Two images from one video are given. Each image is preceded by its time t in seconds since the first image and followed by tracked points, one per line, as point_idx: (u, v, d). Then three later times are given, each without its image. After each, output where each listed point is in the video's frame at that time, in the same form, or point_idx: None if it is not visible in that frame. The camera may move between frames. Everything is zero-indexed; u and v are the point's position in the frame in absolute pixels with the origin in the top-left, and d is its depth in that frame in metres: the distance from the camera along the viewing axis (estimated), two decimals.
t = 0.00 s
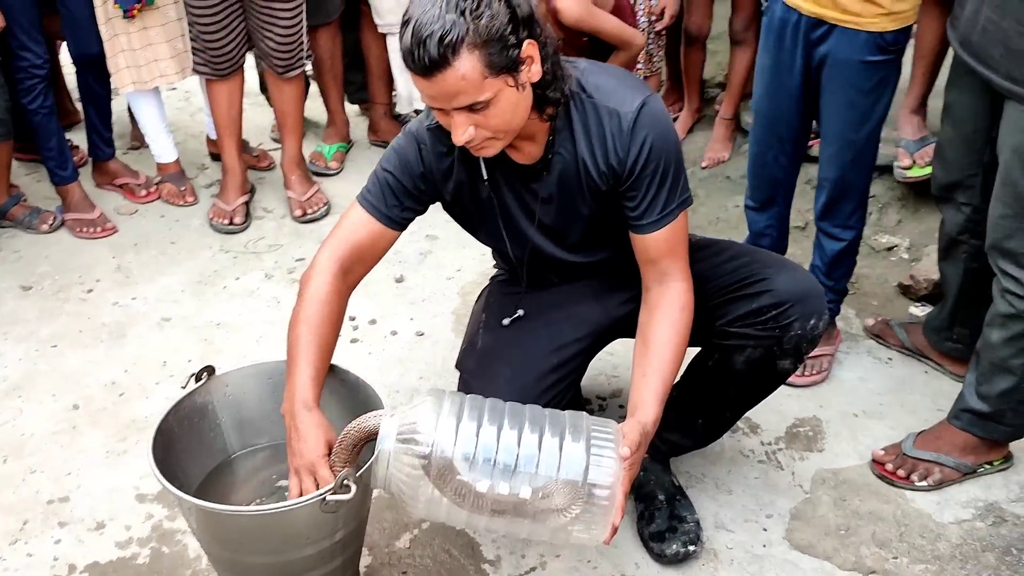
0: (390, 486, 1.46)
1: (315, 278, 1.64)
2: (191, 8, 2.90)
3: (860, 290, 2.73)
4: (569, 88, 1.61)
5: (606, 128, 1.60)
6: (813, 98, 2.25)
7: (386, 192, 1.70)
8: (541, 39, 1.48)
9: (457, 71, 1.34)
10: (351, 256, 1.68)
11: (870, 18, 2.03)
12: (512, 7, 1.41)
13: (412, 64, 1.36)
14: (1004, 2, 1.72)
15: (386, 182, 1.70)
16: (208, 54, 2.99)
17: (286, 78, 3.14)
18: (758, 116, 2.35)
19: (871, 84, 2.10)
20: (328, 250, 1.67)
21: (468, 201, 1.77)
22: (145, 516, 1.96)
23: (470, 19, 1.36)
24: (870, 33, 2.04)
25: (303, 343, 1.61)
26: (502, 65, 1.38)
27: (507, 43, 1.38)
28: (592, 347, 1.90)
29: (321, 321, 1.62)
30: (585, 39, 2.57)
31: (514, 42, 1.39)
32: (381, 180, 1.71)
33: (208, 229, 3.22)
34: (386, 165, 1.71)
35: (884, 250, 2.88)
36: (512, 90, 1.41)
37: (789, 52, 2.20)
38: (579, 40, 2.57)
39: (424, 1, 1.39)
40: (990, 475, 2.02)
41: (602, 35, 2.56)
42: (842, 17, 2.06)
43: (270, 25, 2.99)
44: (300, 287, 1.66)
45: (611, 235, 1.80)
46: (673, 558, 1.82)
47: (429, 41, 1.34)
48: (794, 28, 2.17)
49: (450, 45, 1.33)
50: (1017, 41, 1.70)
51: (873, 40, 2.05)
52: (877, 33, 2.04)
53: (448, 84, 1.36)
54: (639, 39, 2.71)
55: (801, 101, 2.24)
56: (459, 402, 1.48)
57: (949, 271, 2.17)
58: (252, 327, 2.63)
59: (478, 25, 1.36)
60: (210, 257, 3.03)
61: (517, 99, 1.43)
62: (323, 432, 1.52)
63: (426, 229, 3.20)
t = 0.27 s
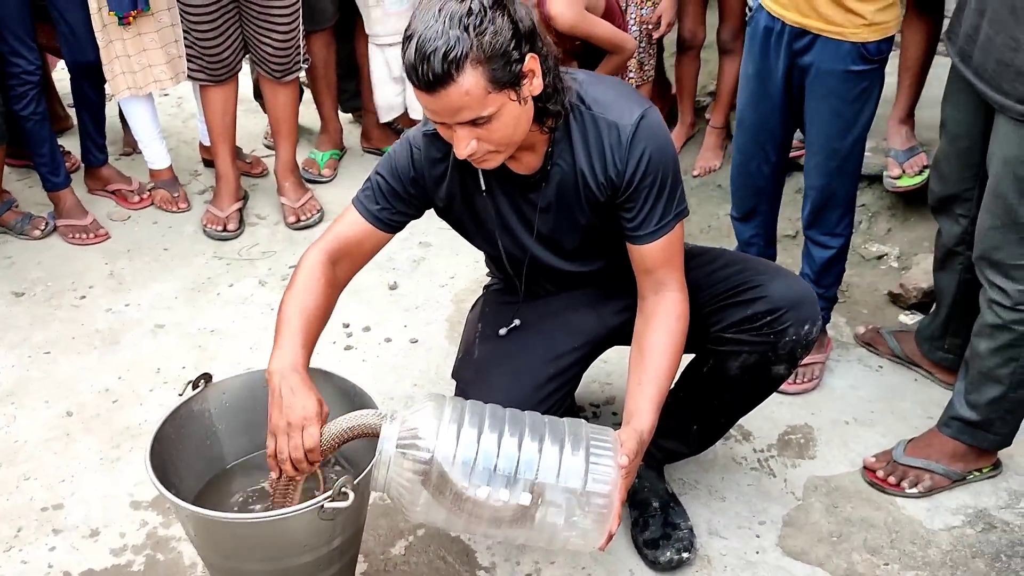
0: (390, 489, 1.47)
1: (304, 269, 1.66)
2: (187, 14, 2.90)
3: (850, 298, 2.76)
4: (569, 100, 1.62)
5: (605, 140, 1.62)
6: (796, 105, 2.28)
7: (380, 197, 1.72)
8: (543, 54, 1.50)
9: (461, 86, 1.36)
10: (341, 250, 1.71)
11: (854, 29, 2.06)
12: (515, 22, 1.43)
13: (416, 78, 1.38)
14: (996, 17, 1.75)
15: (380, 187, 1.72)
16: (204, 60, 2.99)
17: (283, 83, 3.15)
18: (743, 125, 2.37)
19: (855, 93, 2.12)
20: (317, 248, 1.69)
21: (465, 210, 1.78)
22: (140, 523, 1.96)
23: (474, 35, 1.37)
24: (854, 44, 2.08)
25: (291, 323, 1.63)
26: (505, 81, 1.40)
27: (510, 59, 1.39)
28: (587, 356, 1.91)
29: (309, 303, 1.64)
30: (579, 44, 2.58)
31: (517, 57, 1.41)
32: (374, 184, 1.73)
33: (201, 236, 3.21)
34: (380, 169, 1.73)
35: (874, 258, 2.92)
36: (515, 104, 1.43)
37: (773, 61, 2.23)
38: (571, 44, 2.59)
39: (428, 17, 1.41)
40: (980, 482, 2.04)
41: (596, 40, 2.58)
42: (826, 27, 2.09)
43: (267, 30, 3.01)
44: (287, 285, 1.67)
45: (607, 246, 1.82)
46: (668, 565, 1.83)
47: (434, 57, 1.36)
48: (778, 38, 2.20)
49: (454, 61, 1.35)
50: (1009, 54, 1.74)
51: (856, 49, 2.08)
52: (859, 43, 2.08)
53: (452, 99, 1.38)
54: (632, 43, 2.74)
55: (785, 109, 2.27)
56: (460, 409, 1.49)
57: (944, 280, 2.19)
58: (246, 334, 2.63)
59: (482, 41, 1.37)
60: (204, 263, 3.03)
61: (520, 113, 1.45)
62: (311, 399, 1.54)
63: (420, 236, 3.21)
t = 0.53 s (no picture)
0: (380, 504, 1.46)
1: (308, 282, 1.65)
2: (185, 22, 2.90)
3: (844, 309, 2.76)
4: (564, 112, 1.62)
5: (600, 152, 1.62)
6: (792, 117, 2.28)
7: (377, 209, 1.72)
8: (539, 65, 1.50)
9: (457, 97, 1.36)
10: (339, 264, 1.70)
11: (852, 41, 2.07)
12: (511, 34, 1.43)
13: (411, 90, 1.38)
14: (992, 31, 1.76)
15: (377, 199, 1.72)
16: (201, 68, 2.99)
17: (279, 90, 3.15)
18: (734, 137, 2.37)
19: (852, 104, 2.13)
20: (318, 262, 1.68)
21: (460, 221, 1.78)
22: (131, 535, 1.94)
23: (470, 47, 1.37)
24: (851, 55, 2.08)
25: (301, 332, 1.60)
26: (500, 92, 1.39)
27: (506, 71, 1.39)
28: (581, 367, 1.91)
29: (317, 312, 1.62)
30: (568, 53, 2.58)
31: (513, 69, 1.41)
32: (371, 196, 1.72)
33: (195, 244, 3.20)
34: (377, 182, 1.72)
35: (869, 270, 2.93)
36: (511, 116, 1.43)
37: (769, 73, 2.23)
38: (562, 51, 2.58)
39: (424, 28, 1.41)
40: (974, 495, 2.04)
41: (586, 49, 2.57)
42: (823, 39, 2.09)
43: (264, 38, 3.00)
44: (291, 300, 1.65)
45: (602, 257, 1.82)
46: None
47: (429, 69, 1.36)
48: (774, 50, 2.20)
49: (450, 73, 1.35)
50: (1003, 68, 1.74)
51: (854, 61, 2.09)
52: (858, 55, 2.09)
53: (447, 110, 1.37)
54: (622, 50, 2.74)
55: (779, 121, 2.28)
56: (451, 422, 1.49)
57: (939, 293, 2.20)
58: (239, 343, 2.62)
59: (478, 54, 1.37)
60: (198, 272, 3.01)
61: (516, 125, 1.45)
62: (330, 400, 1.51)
63: (415, 245, 3.21)
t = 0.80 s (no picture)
0: (380, 511, 1.45)
1: (302, 302, 1.65)
2: (185, 27, 2.90)
3: (846, 314, 2.75)
4: (565, 118, 1.62)
5: (601, 158, 1.62)
6: (797, 122, 2.28)
7: (378, 220, 1.71)
8: (539, 70, 1.49)
9: (456, 100, 1.36)
10: (338, 281, 1.69)
11: (859, 45, 2.08)
12: (511, 38, 1.43)
13: (410, 93, 1.38)
14: (995, 35, 1.76)
15: (377, 209, 1.71)
16: (201, 73, 2.99)
17: (279, 95, 3.14)
18: (735, 143, 2.36)
19: (858, 109, 2.13)
20: (317, 279, 1.67)
21: (461, 228, 1.77)
22: (129, 540, 1.94)
23: (470, 49, 1.37)
24: (858, 60, 2.09)
25: (287, 360, 1.61)
26: (500, 95, 1.39)
27: (505, 73, 1.39)
28: (582, 373, 1.90)
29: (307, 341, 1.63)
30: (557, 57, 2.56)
31: (513, 72, 1.40)
32: (371, 205, 1.71)
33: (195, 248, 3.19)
34: (377, 193, 1.72)
35: (871, 276, 2.92)
36: (510, 119, 1.42)
37: (773, 79, 2.22)
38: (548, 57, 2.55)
39: (423, 30, 1.41)
40: (977, 501, 2.03)
41: (576, 52, 2.56)
42: (830, 44, 2.10)
43: (265, 43, 3.00)
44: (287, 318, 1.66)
45: (603, 263, 1.81)
46: None
47: (428, 70, 1.35)
48: (779, 56, 2.19)
49: (449, 74, 1.35)
50: (1006, 72, 1.74)
51: (861, 66, 2.09)
52: (863, 59, 2.09)
53: (446, 113, 1.37)
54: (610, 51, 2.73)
55: (783, 127, 2.27)
56: (451, 428, 1.48)
57: (943, 298, 2.19)
58: (238, 348, 2.61)
59: (477, 55, 1.37)
60: (199, 277, 3.01)
61: (515, 128, 1.44)
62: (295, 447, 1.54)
63: (415, 250, 3.20)
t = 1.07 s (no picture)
0: (390, 515, 1.44)
1: (308, 296, 1.64)
2: (192, 33, 2.91)
3: (855, 318, 2.74)
4: (576, 121, 1.62)
5: (612, 161, 1.61)
6: (811, 126, 2.27)
7: (385, 220, 1.71)
8: (550, 72, 1.49)
9: (468, 102, 1.35)
10: (345, 278, 1.69)
11: (876, 47, 2.07)
12: (523, 39, 1.43)
13: (422, 95, 1.37)
14: (1005, 36, 1.75)
15: (386, 211, 1.71)
16: (207, 79, 3.00)
17: (286, 101, 3.15)
18: (747, 145, 2.36)
19: (873, 111, 2.13)
20: (321, 277, 1.66)
21: (470, 232, 1.77)
22: (137, 545, 1.93)
23: (481, 51, 1.37)
24: (874, 61, 2.08)
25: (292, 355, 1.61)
26: (512, 97, 1.39)
27: (517, 75, 1.39)
28: (592, 377, 1.89)
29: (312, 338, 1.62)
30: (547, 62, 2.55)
31: (525, 74, 1.40)
32: (379, 207, 1.71)
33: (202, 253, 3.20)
34: (385, 194, 1.71)
35: (880, 279, 2.90)
36: (522, 121, 1.42)
37: (788, 82, 2.22)
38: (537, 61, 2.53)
39: (435, 32, 1.40)
40: (989, 505, 2.02)
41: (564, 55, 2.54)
42: (846, 46, 2.09)
43: (272, 49, 3.00)
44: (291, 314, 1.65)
45: (613, 267, 1.81)
46: None
47: (440, 72, 1.35)
48: (795, 58, 2.18)
49: (461, 76, 1.35)
50: (1016, 74, 1.73)
51: (877, 67, 2.09)
52: (879, 61, 2.08)
53: (458, 115, 1.37)
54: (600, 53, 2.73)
55: (796, 131, 2.27)
56: (462, 432, 1.47)
57: (953, 301, 2.18)
58: (245, 353, 2.61)
59: (489, 56, 1.37)
60: (206, 282, 3.01)
61: (527, 131, 1.44)
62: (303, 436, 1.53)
63: (422, 254, 3.20)
